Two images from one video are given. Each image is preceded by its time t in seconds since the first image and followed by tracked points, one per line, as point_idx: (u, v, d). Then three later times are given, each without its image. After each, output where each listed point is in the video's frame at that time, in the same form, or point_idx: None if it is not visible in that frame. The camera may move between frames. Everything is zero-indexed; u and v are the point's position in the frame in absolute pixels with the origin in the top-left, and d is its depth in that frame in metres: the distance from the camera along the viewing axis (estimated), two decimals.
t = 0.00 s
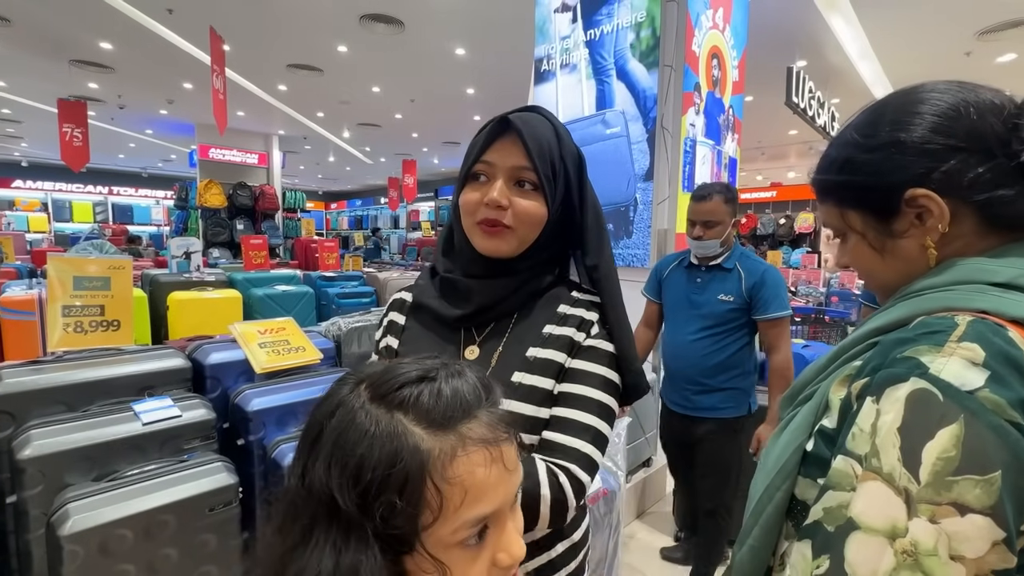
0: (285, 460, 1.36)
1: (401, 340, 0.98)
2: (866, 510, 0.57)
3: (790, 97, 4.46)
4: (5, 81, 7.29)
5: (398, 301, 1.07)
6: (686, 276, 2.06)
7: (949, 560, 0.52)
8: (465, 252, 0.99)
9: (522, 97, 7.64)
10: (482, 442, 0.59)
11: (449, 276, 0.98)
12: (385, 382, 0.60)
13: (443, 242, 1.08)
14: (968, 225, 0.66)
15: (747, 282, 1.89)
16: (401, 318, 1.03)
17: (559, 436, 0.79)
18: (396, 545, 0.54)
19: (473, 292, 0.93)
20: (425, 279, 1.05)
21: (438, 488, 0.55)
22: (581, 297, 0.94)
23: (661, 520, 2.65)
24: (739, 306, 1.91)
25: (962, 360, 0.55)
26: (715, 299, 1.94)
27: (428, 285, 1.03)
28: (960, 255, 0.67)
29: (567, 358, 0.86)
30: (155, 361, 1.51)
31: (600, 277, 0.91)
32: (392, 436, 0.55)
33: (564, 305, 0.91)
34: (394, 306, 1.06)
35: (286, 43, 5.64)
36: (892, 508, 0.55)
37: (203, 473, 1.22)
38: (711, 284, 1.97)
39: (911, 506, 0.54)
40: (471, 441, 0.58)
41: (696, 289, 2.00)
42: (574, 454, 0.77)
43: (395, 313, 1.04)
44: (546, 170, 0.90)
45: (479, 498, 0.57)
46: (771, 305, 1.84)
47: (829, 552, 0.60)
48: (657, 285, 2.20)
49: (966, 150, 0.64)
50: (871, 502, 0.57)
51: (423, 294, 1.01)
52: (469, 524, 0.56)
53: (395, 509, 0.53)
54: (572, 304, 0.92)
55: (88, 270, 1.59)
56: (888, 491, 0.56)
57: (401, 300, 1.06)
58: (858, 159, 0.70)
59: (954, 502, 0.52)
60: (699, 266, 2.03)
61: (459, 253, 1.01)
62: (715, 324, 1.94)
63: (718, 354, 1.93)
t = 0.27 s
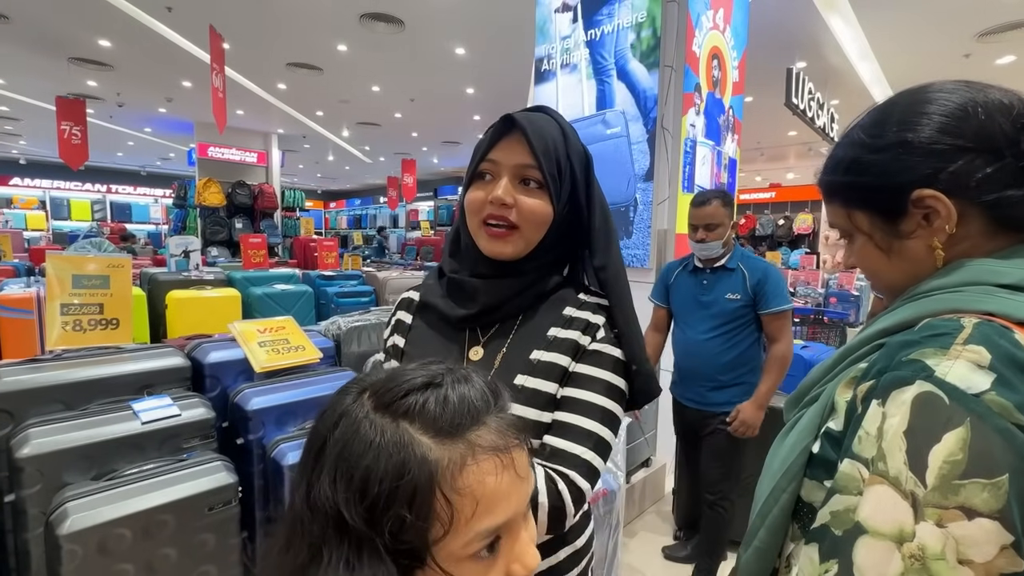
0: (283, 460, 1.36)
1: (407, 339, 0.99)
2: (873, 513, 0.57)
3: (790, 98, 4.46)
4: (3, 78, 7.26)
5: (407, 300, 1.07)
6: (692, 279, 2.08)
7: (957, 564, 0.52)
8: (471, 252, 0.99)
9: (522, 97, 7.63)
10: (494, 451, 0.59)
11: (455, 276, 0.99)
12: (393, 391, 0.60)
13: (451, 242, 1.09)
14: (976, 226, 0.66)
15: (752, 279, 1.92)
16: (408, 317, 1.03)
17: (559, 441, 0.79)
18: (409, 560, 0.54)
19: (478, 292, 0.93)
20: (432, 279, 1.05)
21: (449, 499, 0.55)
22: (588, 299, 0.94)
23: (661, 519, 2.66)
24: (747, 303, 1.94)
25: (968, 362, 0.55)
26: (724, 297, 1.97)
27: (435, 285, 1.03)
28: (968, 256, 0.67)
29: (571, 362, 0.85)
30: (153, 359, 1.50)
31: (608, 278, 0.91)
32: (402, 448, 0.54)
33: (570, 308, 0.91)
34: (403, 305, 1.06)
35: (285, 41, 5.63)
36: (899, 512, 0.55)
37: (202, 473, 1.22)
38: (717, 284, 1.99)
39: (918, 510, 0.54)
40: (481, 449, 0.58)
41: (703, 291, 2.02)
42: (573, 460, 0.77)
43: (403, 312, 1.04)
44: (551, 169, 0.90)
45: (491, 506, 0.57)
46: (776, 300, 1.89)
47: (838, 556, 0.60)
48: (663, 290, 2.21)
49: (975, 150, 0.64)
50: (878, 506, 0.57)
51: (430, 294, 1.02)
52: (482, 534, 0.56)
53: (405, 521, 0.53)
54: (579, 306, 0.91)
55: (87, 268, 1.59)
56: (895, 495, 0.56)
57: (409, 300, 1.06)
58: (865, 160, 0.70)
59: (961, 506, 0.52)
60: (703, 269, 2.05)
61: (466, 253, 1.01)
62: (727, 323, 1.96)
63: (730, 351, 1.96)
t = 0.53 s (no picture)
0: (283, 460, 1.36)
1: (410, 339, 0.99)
2: (885, 517, 0.57)
3: (790, 100, 4.47)
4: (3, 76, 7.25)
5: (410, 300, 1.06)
6: (700, 278, 2.15)
7: (970, 566, 0.52)
8: (479, 252, 0.98)
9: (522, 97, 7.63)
10: (486, 456, 0.51)
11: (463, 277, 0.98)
12: (379, 395, 0.54)
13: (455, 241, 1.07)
14: (981, 227, 0.66)
15: (760, 273, 2.04)
16: (411, 317, 1.03)
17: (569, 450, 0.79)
18: None
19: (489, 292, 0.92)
20: (435, 278, 1.05)
21: (435, 516, 0.47)
22: (595, 299, 0.93)
23: (660, 519, 2.66)
24: (757, 296, 2.05)
25: (977, 364, 0.55)
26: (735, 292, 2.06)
27: (438, 285, 1.03)
28: (973, 257, 0.67)
29: (578, 366, 0.85)
30: (153, 358, 1.50)
31: (614, 279, 0.92)
32: (384, 455, 0.48)
33: (577, 310, 0.90)
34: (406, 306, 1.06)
35: (286, 40, 5.63)
36: (909, 515, 0.55)
37: (203, 471, 1.22)
38: (726, 281, 2.08)
39: (932, 513, 0.54)
40: (472, 455, 0.51)
41: (713, 289, 2.11)
42: (584, 469, 0.78)
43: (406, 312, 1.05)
44: (564, 170, 0.90)
45: (484, 522, 0.49)
46: (782, 291, 2.02)
47: (847, 560, 0.60)
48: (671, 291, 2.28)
49: (980, 152, 0.64)
50: (889, 509, 0.57)
51: (434, 295, 1.01)
52: (476, 555, 0.48)
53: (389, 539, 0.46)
54: (585, 308, 0.90)
55: (87, 266, 1.58)
56: (905, 497, 0.56)
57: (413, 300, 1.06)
58: (870, 161, 0.70)
59: (972, 508, 0.52)
60: (710, 268, 2.12)
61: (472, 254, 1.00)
62: (740, 318, 2.05)
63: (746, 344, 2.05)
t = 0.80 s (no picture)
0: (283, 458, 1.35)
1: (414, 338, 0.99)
2: (889, 512, 0.57)
3: (793, 99, 4.45)
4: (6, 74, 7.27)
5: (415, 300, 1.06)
6: (715, 276, 2.19)
7: (975, 561, 0.51)
8: (482, 248, 0.98)
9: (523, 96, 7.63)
10: (453, 491, 0.49)
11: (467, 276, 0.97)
12: (359, 408, 0.53)
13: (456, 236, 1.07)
14: (988, 225, 0.66)
15: (777, 272, 2.06)
16: (415, 317, 1.03)
17: (603, 463, 0.81)
18: None
19: (496, 289, 0.92)
20: (439, 277, 1.04)
21: (390, 549, 0.46)
22: (601, 295, 0.93)
23: (661, 519, 2.65)
24: (774, 295, 2.07)
25: (984, 358, 0.55)
26: (751, 291, 2.10)
27: (441, 283, 1.03)
28: (980, 256, 0.67)
29: (586, 369, 0.84)
30: (155, 355, 1.51)
31: (623, 271, 0.94)
32: (349, 477, 0.46)
33: (583, 311, 0.89)
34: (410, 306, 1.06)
35: (288, 39, 5.63)
36: (913, 509, 0.55)
37: (205, 468, 1.22)
38: (742, 280, 2.12)
39: (936, 508, 0.54)
40: (439, 486, 0.48)
41: (729, 287, 2.14)
42: (622, 482, 0.79)
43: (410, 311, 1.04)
44: (570, 165, 0.90)
45: (445, 561, 0.47)
46: (800, 290, 2.03)
47: (851, 555, 0.60)
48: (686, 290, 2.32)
49: (987, 150, 0.63)
50: (893, 503, 0.56)
51: (438, 293, 1.01)
52: None
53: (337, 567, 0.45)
54: (591, 309, 0.90)
55: (89, 264, 1.59)
56: (910, 491, 0.56)
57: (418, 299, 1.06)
58: (876, 160, 0.70)
59: (978, 502, 0.52)
60: (726, 266, 2.16)
61: (475, 250, 1.00)
62: (757, 316, 2.08)
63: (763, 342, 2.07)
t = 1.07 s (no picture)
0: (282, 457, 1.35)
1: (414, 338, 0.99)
2: (895, 512, 0.56)
3: (796, 99, 4.44)
4: (9, 72, 7.28)
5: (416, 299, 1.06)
6: (745, 275, 2.19)
7: (982, 562, 0.52)
8: (482, 246, 0.97)
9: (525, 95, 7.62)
10: (451, 499, 0.48)
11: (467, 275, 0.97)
12: (335, 418, 0.49)
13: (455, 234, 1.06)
14: (990, 225, 0.66)
15: (809, 275, 2.04)
16: (416, 316, 1.03)
17: (613, 463, 0.82)
18: None
19: (496, 288, 0.92)
20: (439, 277, 1.03)
21: (388, 558, 0.44)
22: (603, 294, 0.93)
23: (662, 520, 2.65)
24: (803, 299, 2.05)
25: (991, 358, 0.55)
26: (780, 293, 2.08)
27: (441, 282, 1.02)
28: (982, 256, 0.67)
29: (591, 369, 0.84)
30: (156, 353, 1.51)
31: (626, 270, 0.93)
32: (337, 490, 0.42)
33: (584, 311, 0.89)
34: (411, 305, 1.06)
35: (290, 37, 5.63)
36: (920, 510, 0.55)
37: (205, 466, 1.23)
38: (772, 281, 2.11)
39: (942, 508, 0.53)
40: (438, 492, 0.48)
41: (757, 287, 2.14)
42: (629, 480, 0.81)
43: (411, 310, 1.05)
44: (570, 162, 0.90)
45: (446, 566, 0.46)
46: (833, 295, 1.99)
47: (855, 556, 0.60)
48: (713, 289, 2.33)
49: (991, 149, 0.63)
50: (899, 503, 0.56)
51: (439, 292, 1.00)
52: None
53: None
54: (593, 309, 0.90)
55: (91, 261, 1.59)
56: (916, 492, 0.55)
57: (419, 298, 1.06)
58: (878, 158, 0.70)
59: (986, 503, 0.52)
60: (756, 266, 2.16)
61: (475, 248, 0.99)
62: (783, 318, 2.06)
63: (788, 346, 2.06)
